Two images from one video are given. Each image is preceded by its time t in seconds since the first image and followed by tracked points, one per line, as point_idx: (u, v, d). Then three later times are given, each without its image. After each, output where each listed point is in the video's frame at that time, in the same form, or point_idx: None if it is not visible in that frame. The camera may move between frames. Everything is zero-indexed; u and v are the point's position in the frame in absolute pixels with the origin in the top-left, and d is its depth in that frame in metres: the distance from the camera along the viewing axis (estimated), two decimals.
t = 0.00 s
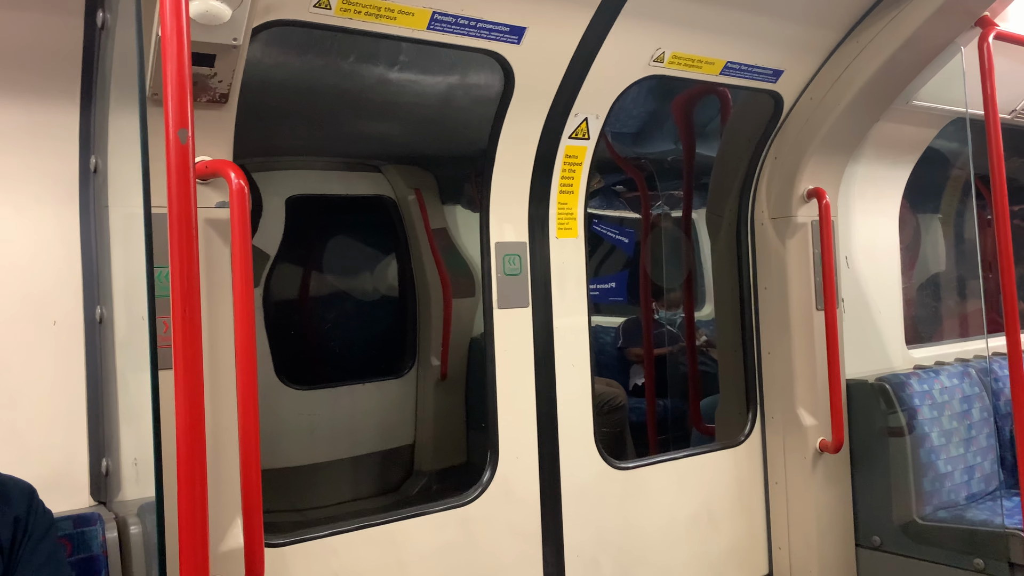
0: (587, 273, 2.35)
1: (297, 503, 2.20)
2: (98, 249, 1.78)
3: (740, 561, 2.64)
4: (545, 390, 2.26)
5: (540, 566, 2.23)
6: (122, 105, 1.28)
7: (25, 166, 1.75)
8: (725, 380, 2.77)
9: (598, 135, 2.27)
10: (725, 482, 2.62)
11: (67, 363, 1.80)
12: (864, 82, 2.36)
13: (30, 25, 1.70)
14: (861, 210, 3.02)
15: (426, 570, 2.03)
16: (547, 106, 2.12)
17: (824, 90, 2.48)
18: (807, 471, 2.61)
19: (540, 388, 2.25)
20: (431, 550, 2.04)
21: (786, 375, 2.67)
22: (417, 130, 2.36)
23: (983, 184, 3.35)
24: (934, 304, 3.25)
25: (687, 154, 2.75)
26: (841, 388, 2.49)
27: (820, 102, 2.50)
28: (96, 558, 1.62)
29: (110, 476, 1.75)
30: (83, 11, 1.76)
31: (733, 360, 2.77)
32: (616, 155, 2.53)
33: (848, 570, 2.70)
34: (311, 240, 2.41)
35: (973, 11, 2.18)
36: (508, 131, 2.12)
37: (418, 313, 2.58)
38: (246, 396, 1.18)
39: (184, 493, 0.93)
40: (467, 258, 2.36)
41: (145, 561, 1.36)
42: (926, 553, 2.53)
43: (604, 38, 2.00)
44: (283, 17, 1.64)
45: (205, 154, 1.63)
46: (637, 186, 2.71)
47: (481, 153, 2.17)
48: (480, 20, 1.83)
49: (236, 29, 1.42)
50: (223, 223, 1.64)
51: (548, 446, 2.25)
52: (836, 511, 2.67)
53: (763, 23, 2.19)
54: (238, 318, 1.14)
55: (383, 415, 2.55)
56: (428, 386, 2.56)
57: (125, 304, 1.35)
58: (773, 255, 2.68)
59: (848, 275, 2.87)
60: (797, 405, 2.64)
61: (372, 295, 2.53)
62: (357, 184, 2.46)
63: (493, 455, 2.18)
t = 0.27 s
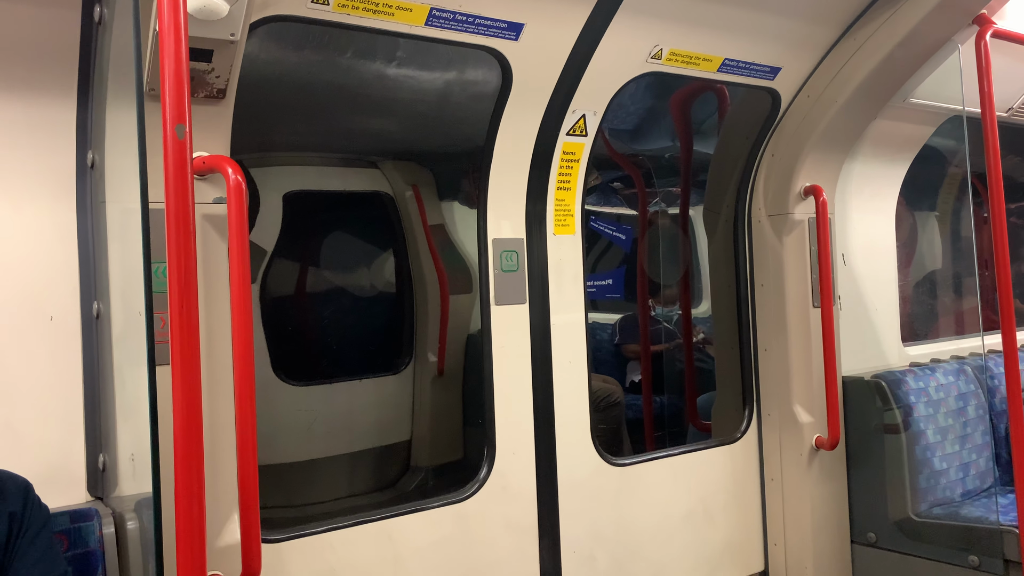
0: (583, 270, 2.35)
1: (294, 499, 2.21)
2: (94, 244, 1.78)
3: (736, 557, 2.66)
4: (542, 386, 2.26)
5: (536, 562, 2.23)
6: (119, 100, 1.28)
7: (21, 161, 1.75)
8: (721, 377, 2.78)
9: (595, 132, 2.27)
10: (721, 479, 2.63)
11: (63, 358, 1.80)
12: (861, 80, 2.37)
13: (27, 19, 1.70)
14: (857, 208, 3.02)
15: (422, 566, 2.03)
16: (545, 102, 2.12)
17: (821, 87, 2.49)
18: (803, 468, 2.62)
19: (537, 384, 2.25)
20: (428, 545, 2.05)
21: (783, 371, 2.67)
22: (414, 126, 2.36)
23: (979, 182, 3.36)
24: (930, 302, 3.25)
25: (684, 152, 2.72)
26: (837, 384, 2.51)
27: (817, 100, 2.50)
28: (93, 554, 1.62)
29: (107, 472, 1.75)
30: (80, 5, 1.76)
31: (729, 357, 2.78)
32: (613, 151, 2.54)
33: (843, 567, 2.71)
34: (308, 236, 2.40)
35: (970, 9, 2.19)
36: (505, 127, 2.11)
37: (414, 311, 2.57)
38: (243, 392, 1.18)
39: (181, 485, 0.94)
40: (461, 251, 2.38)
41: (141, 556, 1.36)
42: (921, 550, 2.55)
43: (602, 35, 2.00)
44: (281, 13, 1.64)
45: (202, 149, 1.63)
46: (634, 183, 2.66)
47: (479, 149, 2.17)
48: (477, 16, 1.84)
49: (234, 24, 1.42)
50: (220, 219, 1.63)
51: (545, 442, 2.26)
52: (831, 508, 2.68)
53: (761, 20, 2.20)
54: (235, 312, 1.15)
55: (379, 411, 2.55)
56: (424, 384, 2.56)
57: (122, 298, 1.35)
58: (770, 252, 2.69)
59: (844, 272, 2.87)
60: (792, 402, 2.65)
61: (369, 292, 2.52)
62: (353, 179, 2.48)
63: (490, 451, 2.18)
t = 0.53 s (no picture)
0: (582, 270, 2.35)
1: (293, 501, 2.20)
2: (92, 246, 1.78)
3: (736, 557, 2.65)
4: (541, 387, 2.26)
5: (536, 563, 2.23)
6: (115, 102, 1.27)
7: (18, 163, 1.74)
8: (721, 377, 2.79)
9: (593, 132, 2.27)
10: (721, 479, 2.63)
11: (61, 360, 1.80)
12: (859, 80, 2.37)
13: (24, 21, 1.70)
14: (855, 208, 3.02)
15: (421, 567, 2.03)
16: (543, 103, 2.12)
17: (819, 88, 2.49)
18: (802, 468, 2.62)
19: (536, 385, 2.25)
20: (427, 546, 2.05)
21: (781, 372, 2.67)
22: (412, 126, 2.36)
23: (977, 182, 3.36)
24: (929, 302, 3.25)
25: (681, 151, 2.83)
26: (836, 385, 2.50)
27: (814, 101, 2.50)
28: (92, 556, 1.62)
29: (105, 474, 1.75)
30: (77, 7, 1.76)
31: (728, 358, 2.77)
32: (613, 152, 2.59)
33: (843, 567, 2.71)
34: (306, 237, 2.39)
35: (968, 9, 2.19)
36: (503, 128, 2.11)
37: (413, 311, 2.57)
38: (241, 395, 1.17)
39: (179, 489, 0.94)
40: (460, 253, 2.39)
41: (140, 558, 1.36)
42: (921, 549, 2.55)
43: (599, 35, 2.00)
44: (278, 14, 1.63)
45: (199, 151, 1.63)
46: (632, 183, 2.72)
47: (477, 150, 2.17)
48: (475, 17, 1.83)
49: (231, 25, 1.41)
50: (218, 221, 1.62)
51: (544, 443, 2.26)
52: (831, 508, 2.68)
53: (759, 21, 2.20)
54: (233, 315, 1.15)
55: (378, 413, 2.55)
56: (423, 385, 2.56)
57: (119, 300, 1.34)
58: (768, 252, 2.68)
59: (843, 273, 2.88)
60: (792, 402, 2.64)
61: (368, 292, 2.52)
62: (353, 181, 2.46)
63: (489, 451, 2.18)
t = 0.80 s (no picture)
0: (581, 269, 2.35)
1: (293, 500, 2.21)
2: (92, 244, 1.78)
3: (735, 556, 2.66)
4: (541, 386, 2.26)
5: (535, 562, 2.23)
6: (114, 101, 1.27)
7: (19, 162, 1.75)
8: (720, 376, 2.79)
9: (593, 131, 2.27)
10: (720, 478, 2.63)
11: (61, 358, 1.80)
12: (859, 79, 2.37)
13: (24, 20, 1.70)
14: (855, 207, 3.02)
15: (420, 566, 2.03)
16: (543, 102, 2.12)
17: (818, 87, 2.49)
18: (802, 467, 2.62)
19: (535, 384, 2.25)
20: (426, 545, 2.05)
21: (781, 371, 2.67)
22: (412, 125, 2.37)
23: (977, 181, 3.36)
24: (928, 301, 3.25)
25: (682, 150, 2.82)
26: (835, 385, 2.50)
27: (814, 100, 2.50)
28: (92, 554, 1.62)
29: (105, 472, 1.75)
30: (77, 5, 1.76)
31: (728, 357, 2.78)
32: (613, 151, 2.60)
33: (842, 566, 2.71)
34: (305, 236, 2.40)
35: (967, 8, 2.19)
36: (503, 127, 2.11)
37: (413, 309, 2.58)
38: (241, 395, 1.17)
39: (179, 488, 0.94)
40: (460, 252, 2.38)
41: (139, 557, 1.36)
42: (920, 548, 2.55)
43: (599, 34, 2.00)
44: (278, 12, 1.63)
45: (199, 149, 1.63)
46: (632, 182, 2.70)
47: (477, 149, 2.17)
48: (475, 15, 1.84)
49: (230, 23, 1.41)
50: (218, 219, 1.63)
51: (543, 442, 2.26)
52: (830, 507, 2.68)
53: (758, 20, 2.20)
54: (233, 313, 1.15)
55: (378, 411, 2.55)
56: (423, 384, 2.56)
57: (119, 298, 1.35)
58: (768, 251, 2.68)
59: (842, 272, 2.88)
60: (791, 401, 2.64)
61: (367, 291, 2.53)
62: (352, 180, 2.47)
63: (488, 450, 2.18)
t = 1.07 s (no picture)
0: (582, 267, 2.35)
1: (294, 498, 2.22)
2: (94, 242, 1.78)
3: (735, 555, 2.66)
4: (541, 384, 2.26)
5: (535, 560, 2.24)
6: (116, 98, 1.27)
7: (21, 159, 1.75)
8: (720, 376, 2.79)
9: (594, 130, 2.27)
10: (720, 478, 2.63)
11: (63, 355, 1.80)
12: (860, 79, 2.37)
13: (26, 18, 1.71)
14: (856, 206, 3.02)
15: (421, 564, 2.04)
16: (544, 101, 2.12)
17: (820, 86, 2.49)
18: (802, 466, 2.62)
19: (535, 383, 2.26)
20: (426, 543, 2.05)
21: (781, 371, 2.67)
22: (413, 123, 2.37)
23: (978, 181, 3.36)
24: (929, 300, 3.25)
25: (682, 149, 2.79)
26: (836, 385, 2.50)
27: (815, 99, 2.50)
28: (93, 550, 1.62)
29: (106, 469, 1.75)
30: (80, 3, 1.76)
31: (729, 356, 2.78)
32: (613, 150, 2.60)
33: (842, 565, 2.71)
34: (306, 234, 2.42)
35: (970, 7, 2.20)
36: (504, 126, 2.11)
37: (413, 307, 2.57)
38: (242, 392, 1.18)
39: (181, 486, 0.94)
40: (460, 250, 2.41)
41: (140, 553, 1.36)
42: (921, 548, 2.55)
43: (601, 32, 2.00)
44: (280, 10, 1.64)
45: (201, 147, 1.63)
46: (632, 180, 2.72)
47: (478, 148, 2.17)
48: (477, 14, 1.84)
49: (232, 22, 1.41)
50: (219, 217, 1.63)
51: (544, 441, 2.26)
52: (830, 507, 2.68)
53: (760, 19, 2.20)
54: (234, 311, 1.15)
55: (379, 410, 2.55)
56: (423, 384, 2.56)
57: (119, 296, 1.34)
58: (769, 250, 2.69)
59: (843, 271, 2.88)
60: (792, 400, 2.64)
61: (368, 290, 2.53)
62: (353, 178, 2.49)
63: (489, 448, 2.18)
